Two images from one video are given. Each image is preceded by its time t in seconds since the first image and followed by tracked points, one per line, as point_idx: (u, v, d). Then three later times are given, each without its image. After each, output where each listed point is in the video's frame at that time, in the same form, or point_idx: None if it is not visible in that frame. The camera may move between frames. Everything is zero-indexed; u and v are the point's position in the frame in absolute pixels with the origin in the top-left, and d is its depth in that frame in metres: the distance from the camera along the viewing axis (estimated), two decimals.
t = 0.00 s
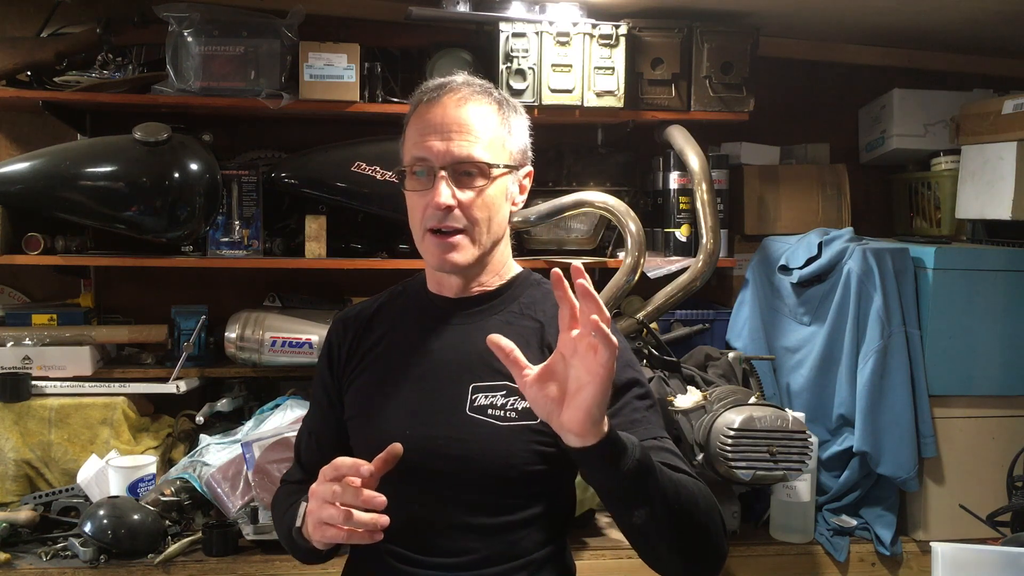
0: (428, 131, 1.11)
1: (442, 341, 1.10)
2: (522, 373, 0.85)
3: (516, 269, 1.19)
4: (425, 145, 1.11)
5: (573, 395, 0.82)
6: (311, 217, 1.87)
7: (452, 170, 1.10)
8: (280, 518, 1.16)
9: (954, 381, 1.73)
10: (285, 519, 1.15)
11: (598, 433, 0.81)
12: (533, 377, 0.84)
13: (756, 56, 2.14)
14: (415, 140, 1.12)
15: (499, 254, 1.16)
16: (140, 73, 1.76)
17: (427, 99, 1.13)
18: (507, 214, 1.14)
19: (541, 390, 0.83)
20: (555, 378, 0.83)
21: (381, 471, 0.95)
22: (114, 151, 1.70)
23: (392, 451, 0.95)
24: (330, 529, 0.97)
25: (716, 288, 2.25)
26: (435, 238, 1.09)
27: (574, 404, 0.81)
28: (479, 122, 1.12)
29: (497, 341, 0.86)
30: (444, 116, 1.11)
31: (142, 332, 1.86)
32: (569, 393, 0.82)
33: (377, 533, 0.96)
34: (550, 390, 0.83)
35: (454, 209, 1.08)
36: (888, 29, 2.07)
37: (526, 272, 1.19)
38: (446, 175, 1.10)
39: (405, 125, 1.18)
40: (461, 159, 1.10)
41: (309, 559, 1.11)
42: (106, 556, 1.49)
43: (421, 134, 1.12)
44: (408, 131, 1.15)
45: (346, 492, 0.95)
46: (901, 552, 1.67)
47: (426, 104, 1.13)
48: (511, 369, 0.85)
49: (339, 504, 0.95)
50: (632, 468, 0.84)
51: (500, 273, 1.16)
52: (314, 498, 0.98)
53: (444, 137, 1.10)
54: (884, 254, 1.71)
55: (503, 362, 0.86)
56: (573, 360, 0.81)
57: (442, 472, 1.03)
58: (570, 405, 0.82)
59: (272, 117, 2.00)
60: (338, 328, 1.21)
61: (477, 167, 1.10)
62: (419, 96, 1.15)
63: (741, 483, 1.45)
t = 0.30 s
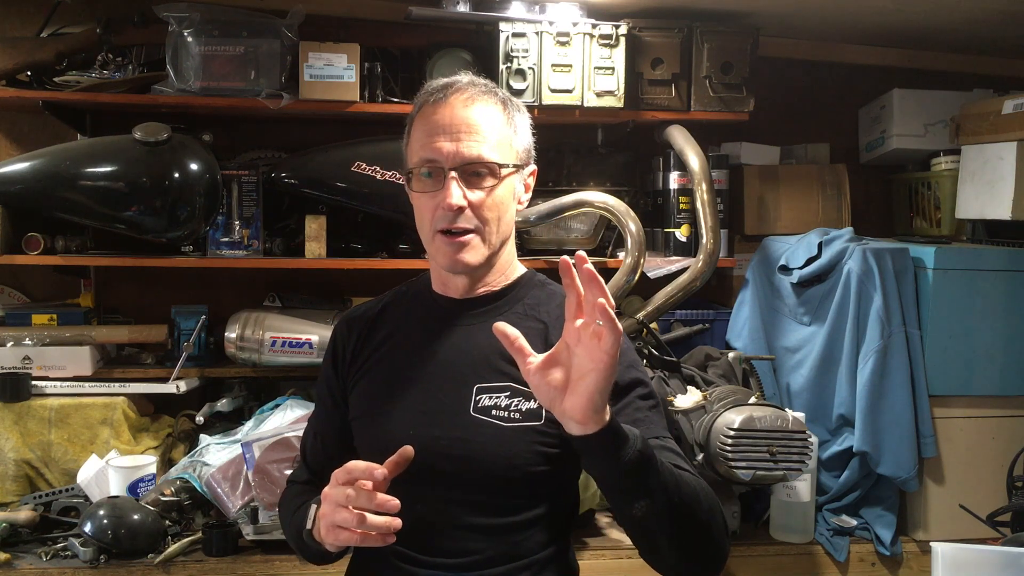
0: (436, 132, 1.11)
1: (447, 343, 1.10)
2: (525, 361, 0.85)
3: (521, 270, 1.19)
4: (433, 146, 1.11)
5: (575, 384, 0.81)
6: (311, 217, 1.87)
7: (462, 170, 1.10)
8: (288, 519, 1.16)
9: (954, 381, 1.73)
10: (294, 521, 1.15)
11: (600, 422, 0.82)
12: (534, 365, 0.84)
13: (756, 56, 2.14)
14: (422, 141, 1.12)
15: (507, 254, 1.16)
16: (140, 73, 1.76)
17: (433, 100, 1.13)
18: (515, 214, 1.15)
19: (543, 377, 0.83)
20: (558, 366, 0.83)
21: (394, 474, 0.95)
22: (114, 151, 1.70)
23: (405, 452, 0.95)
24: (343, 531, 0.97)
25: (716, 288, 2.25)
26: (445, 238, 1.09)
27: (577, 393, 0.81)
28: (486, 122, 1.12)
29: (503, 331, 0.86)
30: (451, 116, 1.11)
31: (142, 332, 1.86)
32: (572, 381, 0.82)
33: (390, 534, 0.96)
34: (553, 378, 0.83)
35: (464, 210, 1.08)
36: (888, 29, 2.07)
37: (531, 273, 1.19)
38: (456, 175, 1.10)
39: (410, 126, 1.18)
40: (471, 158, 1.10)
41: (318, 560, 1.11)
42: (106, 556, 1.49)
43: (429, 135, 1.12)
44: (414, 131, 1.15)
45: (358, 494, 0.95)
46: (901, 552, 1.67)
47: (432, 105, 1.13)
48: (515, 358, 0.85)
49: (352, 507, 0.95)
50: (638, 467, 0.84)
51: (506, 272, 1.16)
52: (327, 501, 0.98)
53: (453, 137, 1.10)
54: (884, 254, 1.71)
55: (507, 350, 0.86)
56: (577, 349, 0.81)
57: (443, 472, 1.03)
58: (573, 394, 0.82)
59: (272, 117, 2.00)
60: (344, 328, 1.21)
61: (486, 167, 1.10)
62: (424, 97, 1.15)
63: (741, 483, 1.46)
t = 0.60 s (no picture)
0: (437, 130, 1.11)
1: (447, 343, 1.10)
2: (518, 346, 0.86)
3: (521, 268, 1.19)
4: (436, 144, 1.11)
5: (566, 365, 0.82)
6: (311, 218, 1.87)
7: (466, 166, 1.10)
8: (292, 519, 1.16)
9: (954, 381, 1.73)
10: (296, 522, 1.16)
11: (592, 404, 0.82)
12: (527, 350, 0.85)
13: (756, 56, 2.14)
14: (421, 141, 1.12)
15: (509, 251, 1.16)
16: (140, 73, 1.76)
17: (429, 99, 1.14)
18: (516, 208, 1.16)
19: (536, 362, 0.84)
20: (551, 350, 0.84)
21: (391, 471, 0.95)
22: (114, 151, 1.70)
23: (402, 449, 0.95)
24: (342, 528, 0.97)
25: (716, 288, 2.25)
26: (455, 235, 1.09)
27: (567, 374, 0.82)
28: (485, 119, 1.12)
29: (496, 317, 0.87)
30: (450, 114, 1.12)
31: (142, 332, 1.86)
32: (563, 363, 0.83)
33: (389, 530, 0.96)
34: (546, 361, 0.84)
35: (474, 205, 1.08)
36: (888, 29, 2.07)
37: (531, 271, 1.19)
38: (461, 171, 1.10)
39: (405, 127, 1.17)
40: (475, 154, 1.10)
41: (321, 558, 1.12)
42: (106, 556, 1.49)
43: (430, 133, 1.12)
44: (410, 133, 1.15)
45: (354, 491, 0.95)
46: (901, 552, 1.66)
47: (430, 104, 1.13)
48: (508, 344, 0.87)
49: (349, 503, 0.95)
50: (634, 454, 0.84)
51: (508, 270, 1.16)
52: (325, 498, 0.98)
53: (455, 134, 1.10)
54: (884, 254, 1.71)
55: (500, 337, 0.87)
56: (567, 331, 0.82)
57: (443, 471, 1.03)
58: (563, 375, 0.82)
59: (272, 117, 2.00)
60: (347, 328, 1.22)
61: (488, 162, 1.11)
62: (419, 97, 1.15)
63: (741, 483, 1.45)
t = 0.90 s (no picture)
0: (443, 128, 1.11)
1: (446, 343, 1.10)
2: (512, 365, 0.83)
3: (520, 269, 1.19)
4: (443, 142, 1.11)
5: (563, 398, 0.80)
6: (311, 217, 1.87)
7: (473, 165, 1.11)
8: (297, 523, 1.17)
9: (954, 381, 1.73)
10: (300, 522, 1.16)
11: (585, 440, 0.81)
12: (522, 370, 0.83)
13: (756, 56, 2.14)
14: (429, 140, 1.12)
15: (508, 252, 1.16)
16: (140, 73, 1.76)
17: (434, 97, 1.14)
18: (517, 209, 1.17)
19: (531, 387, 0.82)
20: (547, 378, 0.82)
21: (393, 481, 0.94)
22: (114, 151, 1.70)
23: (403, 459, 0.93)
24: (346, 538, 0.97)
25: (717, 288, 2.25)
26: (463, 234, 1.09)
27: (564, 407, 0.80)
28: (491, 121, 1.13)
29: (485, 331, 0.83)
30: (456, 113, 1.12)
31: (142, 332, 1.86)
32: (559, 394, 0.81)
33: (393, 539, 0.96)
34: (541, 387, 0.82)
35: (482, 203, 1.08)
36: (888, 28, 2.07)
37: (529, 271, 1.19)
38: (469, 169, 1.10)
39: (408, 126, 1.17)
40: (482, 153, 1.11)
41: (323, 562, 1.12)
42: (106, 556, 1.49)
43: (435, 132, 1.12)
44: (416, 132, 1.15)
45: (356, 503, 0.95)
46: (901, 552, 1.66)
47: (434, 103, 1.14)
48: (501, 362, 0.83)
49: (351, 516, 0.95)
50: (630, 472, 0.84)
51: (508, 270, 1.16)
52: (327, 509, 0.98)
53: (462, 133, 1.11)
54: (884, 255, 1.71)
55: (491, 353, 0.84)
56: (566, 367, 0.80)
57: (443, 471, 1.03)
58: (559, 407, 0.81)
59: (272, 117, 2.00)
60: (346, 330, 1.21)
61: (494, 161, 1.12)
62: (422, 96, 1.15)
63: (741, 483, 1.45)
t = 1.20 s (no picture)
0: (439, 118, 1.12)
1: (444, 343, 1.10)
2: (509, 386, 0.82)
3: (517, 267, 1.19)
4: (439, 132, 1.11)
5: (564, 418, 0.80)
6: (311, 217, 1.87)
7: (468, 155, 1.11)
8: (297, 523, 1.17)
9: (955, 381, 1.73)
10: (301, 523, 1.16)
11: (586, 460, 0.80)
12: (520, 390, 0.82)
13: (755, 56, 2.14)
14: (425, 131, 1.12)
15: (503, 248, 1.16)
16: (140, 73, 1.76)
17: (432, 89, 1.14)
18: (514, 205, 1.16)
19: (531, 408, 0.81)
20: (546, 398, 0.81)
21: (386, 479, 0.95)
22: (114, 151, 1.70)
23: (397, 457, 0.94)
24: (339, 539, 0.96)
25: (717, 288, 2.25)
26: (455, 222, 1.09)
27: (565, 428, 0.80)
28: (488, 114, 1.14)
29: (481, 354, 0.82)
30: (453, 105, 1.13)
31: (142, 332, 1.86)
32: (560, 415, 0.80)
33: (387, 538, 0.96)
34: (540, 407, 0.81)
35: (475, 192, 1.08)
36: (888, 28, 2.07)
37: (526, 269, 1.19)
38: (463, 159, 1.10)
39: (406, 118, 1.18)
40: (477, 144, 1.11)
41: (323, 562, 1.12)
42: (106, 556, 1.49)
43: (432, 122, 1.12)
44: (414, 124, 1.15)
45: (349, 502, 0.95)
46: (901, 552, 1.66)
47: (432, 94, 1.14)
48: (498, 381, 0.82)
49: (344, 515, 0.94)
50: (632, 481, 0.84)
51: (504, 267, 1.16)
52: (320, 510, 0.97)
53: (458, 123, 1.11)
54: (884, 254, 1.71)
55: (488, 375, 0.82)
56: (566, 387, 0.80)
57: (442, 471, 1.03)
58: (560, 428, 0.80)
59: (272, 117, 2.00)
60: (343, 331, 1.21)
61: (490, 153, 1.12)
62: (421, 88, 1.16)
63: (741, 483, 1.45)
